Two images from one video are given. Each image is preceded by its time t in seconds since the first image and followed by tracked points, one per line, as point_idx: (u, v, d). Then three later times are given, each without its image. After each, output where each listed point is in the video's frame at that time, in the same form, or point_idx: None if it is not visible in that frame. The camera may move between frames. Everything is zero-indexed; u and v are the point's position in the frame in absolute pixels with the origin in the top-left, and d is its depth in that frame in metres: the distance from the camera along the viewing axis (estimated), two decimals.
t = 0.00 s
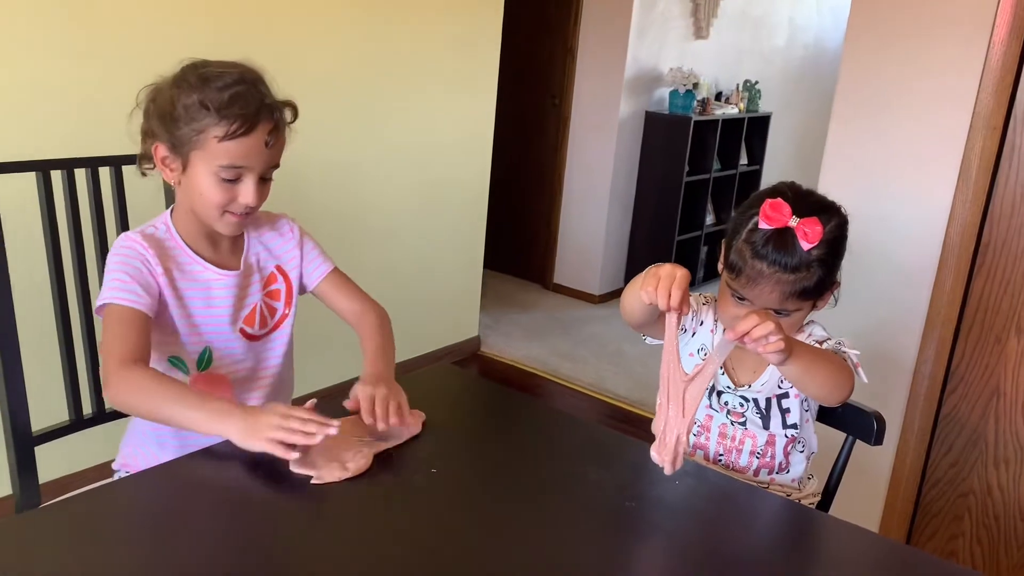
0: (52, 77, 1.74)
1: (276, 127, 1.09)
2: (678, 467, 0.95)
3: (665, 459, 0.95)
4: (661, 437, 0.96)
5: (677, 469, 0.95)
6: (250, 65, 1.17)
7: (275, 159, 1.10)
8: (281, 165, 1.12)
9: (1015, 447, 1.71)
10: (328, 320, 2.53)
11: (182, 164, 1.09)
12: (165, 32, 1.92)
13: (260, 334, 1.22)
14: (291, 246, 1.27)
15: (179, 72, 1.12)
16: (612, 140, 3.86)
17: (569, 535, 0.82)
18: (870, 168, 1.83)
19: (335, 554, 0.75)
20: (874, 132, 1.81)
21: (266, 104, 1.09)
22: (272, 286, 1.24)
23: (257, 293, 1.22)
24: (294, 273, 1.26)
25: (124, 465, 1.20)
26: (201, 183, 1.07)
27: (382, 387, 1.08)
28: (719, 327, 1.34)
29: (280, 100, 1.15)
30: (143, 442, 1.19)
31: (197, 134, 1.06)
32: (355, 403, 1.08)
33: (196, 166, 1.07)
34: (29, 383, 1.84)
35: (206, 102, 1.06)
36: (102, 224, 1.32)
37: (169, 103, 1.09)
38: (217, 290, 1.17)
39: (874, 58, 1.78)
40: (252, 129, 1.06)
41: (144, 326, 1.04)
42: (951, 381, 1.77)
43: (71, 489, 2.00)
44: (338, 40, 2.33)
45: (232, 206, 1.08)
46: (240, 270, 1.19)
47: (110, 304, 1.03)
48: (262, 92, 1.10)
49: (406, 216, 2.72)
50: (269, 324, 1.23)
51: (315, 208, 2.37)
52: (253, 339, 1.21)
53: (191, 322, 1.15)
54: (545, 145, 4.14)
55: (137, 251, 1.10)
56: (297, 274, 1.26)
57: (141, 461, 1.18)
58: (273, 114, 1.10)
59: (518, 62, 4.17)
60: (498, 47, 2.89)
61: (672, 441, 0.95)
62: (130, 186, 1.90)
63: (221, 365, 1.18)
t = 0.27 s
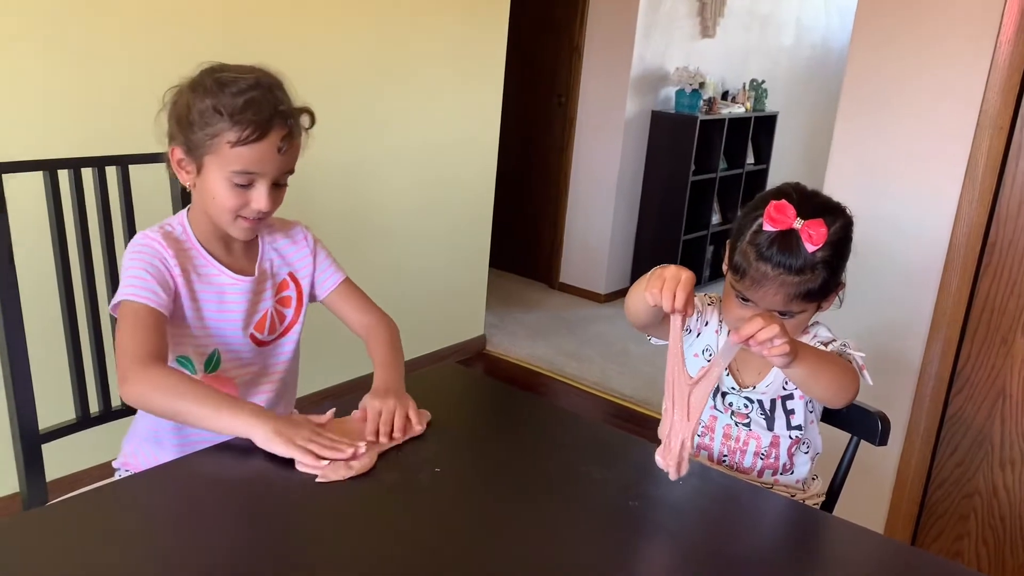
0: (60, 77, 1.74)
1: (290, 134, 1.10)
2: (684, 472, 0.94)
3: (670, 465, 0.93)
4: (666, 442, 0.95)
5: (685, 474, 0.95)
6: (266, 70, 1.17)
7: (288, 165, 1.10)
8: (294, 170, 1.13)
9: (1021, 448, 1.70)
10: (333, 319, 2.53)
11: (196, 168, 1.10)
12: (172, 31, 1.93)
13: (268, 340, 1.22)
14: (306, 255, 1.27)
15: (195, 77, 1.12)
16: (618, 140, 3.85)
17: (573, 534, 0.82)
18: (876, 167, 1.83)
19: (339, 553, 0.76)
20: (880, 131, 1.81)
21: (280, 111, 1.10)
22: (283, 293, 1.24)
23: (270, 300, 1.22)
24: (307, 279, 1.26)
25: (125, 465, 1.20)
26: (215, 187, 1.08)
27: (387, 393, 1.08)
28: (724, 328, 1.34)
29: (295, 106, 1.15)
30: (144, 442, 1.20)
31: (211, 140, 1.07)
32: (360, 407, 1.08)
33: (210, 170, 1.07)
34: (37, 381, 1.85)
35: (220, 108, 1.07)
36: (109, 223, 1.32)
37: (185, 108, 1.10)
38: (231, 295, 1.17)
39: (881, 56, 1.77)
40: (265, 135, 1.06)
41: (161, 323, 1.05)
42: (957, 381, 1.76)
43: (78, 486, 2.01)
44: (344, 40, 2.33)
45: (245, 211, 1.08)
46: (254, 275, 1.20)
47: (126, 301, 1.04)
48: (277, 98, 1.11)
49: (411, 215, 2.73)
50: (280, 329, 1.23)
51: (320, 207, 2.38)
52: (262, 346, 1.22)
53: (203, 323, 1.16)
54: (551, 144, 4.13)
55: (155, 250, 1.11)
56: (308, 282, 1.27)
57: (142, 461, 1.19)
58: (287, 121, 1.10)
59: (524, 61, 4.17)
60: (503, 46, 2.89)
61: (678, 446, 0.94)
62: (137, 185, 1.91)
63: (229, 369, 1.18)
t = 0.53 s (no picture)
0: (65, 77, 1.76)
1: (314, 154, 1.10)
2: (685, 475, 0.93)
3: (672, 468, 0.93)
4: (667, 446, 0.95)
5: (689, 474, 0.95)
6: (294, 83, 1.17)
7: (309, 184, 1.11)
8: (314, 188, 1.13)
9: None
10: (337, 318, 2.54)
11: (218, 177, 1.10)
12: (177, 31, 1.94)
13: (276, 342, 1.23)
14: (313, 256, 1.27)
15: (224, 86, 1.12)
16: (622, 140, 3.85)
17: (573, 532, 0.82)
18: (879, 167, 1.83)
19: (340, 549, 0.76)
20: (884, 131, 1.81)
21: (307, 130, 1.10)
22: (291, 295, 1.25)
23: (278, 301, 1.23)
24: (314, 281, 1.26)
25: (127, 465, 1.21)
26: (234, 199, 1.08)
27: (400, 392, 1.09)
28: (726, 327, 1.34)
29: (320, 123, 1.15)
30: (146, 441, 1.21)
31: (235, 153, 1.07)
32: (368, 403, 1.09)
33: (231, 181, 1.08)
34: (42, 379, 1.86)
35: (246, 123, 1.07)
36: (115, 222, 1.33)
37: (211, 117, 1.10)
38: (241, 295, 1.17)
39: (885, 56, 1.77)
40: (289, 155, 1.06)
41: (173, 319, 1.05)
42: (961, 381, 1.76)
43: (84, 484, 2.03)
44: (348, 39, 2.34)
45: (262, 225, 1.09)
46: (265, 278, 1.21)
47: (140, 296, 1.05)
48: (304, 117, 1.11)
49: (415, 214, 2.73)
50: (287, 330, 1.24)
51: (325, 207, 2.38)
52: (269, 347, 1.23)
53: (212, 323, 1.17)
54: (555, 144, 4.14)
55: (170, 248, 1.12)
56: (315, 283, 1.26)
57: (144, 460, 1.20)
58: (312, 140, 1.11)
59: (528, 61, 4.17)
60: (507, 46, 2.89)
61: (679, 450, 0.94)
62: (142, 184, 1.92)
63: (236, 370, 1.20)
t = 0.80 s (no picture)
0: (66, 79, 1.76)
1: (318, 158, 1.10)
2: (681, 481, 0.92)
3: (667, 473, 0.92)
4: (663, 451, 0.93)
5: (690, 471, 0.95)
6: (299, 85, 1.17)
7: (313, 188, 1.11)
8: (318, 192, 1.14)
9: None
10: (338, 319, 2.54)
11: (222, 180, 1.10)
12: (178, 32, 1.94)
13: (280, 342, 1.24)
14: (315, 257, 1.27)
15: (229, 89, 1.12)
16: (623, 140, 3.85)
17: (575, 532, 0.82)
18: (880, 167, 1.83)
19: (342, 549, 0.76)
20: (884, 131, 1.81)
21: (312, 134, 1.10)
22: (294, 296, 1.25)
23: (281, 302, 1.23)
24: (317, 282, 1.27)
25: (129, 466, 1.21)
26: (238, 202, 1.08)
27: (403, 391, 1.09)
28: (727, 327, 1.34)
29: (325, 126, 1.16)
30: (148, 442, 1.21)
31: (239, 156, 1.07)
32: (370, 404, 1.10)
33: (235, 184, 1.08)
34: (44, 379, 1.87)
35: (252, 127, 1.07)
36: (116, 222, 1.33)
37: (216, 119, 1.10)
38: (245, 296, 1.18)
39: (886, 56, 1.77)
40: (293, 159, 1.07)
41: (183, 318, 1.05)
42: (962, 381, 1.76)
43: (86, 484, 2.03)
44: (349, 40, 2.34)
45: (266, 228, 1.09)
46: (268, 279, 1.21)
47: (148, 294, 1.05)
48: (310, 122, 1.11)
49: (416, 215, 2.73)
50: (290, 331, 1.25)
51: (326, 207, 2.39)
52: (273, 348, 1.23)
53: (217, 323, 1.17)
54: (556, 145, 4.14)
55: (176, 247, 1.12)
56: (318, 284, 1.27)
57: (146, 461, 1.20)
58: (317, 144, 1.11)
59: (529, 61, 4.17)
60: (508, 46, 2.90)
61: (674, 456, 0.92)
62: (144, 184, 1.93)
63: (238, 370, 1.19)
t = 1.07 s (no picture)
0: (65, 83, 1.76)
1: (315, 153, 1.10)
2: (682, 484, 0.91)
3: (670, 477, 0.91)
4: (665, 454, 0.93)
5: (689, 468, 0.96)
6: (295, 86, 1.18)
7: (311, 184, 1.11)
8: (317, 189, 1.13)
9: None
10: (338, 321, 2.54)
11: (220, 180, 1.11)
12: (176, 36, 1.94)
13: (280, 345, 1.24)
14: (316, 259, 1.27)
15: (225, 90, 1.13)
16: (622, 141, 3.86)
17: (575, 532, 0.83)
18: (878, 166, 1.83)
19: (343, 551, 0.76)
20: (881, 130, 1.81)
21: (307, 130, 1.10)
22: (295, 298, 1.25)
23: (282, 304, 1.23)
24: (317, 285, 1.27)
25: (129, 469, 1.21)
26: (236, 201, 1.08)
27: (408, 391, 1.09)
28: (726, 327, 1.35)
29: (322, 124, 1.16)
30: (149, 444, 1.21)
31: (236, 154, 1.08)
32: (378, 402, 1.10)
33: (233, 183, 1.08)
34: (44, 383, 1.87)
35: (247, 124, 1.08)
36: (116, 226, 1.33)
37: (213, 120, 1.11)
38: (245, 300, 1.18)
39: (883, 56, 1.78)
40: (289, 154, 1.07)
41: (187, 322, 1.05)
42: (960, 379, 1.77)
43: (87, 488, 2.03)
44: (347, 42, 2.34)
45: (265, 227, 1.09)
46: (269, 281, 1.21)
47: (150, 298, 1.05)
48: (305, 118, 1.12)
49: (415, 216, 2.74)
50: (291, 334, 1.25)
51: (325, 210, 2.39)
52: (274, 350, 1.23)
53: (218, 325, 1.17)
54: (554, 146, 4.14)
55: (177, 252, 1.12)
56: (319, 286, 1.27)
57: (147, 464, 1.20)
58: (313, 140, 1.11)
59: (527, 62, 4.18)
60: (506, 48, 2.90)
61: (676, 458, 0.92)
62: (143, 186, 1.93)
63: (239, 371, 1.20)
